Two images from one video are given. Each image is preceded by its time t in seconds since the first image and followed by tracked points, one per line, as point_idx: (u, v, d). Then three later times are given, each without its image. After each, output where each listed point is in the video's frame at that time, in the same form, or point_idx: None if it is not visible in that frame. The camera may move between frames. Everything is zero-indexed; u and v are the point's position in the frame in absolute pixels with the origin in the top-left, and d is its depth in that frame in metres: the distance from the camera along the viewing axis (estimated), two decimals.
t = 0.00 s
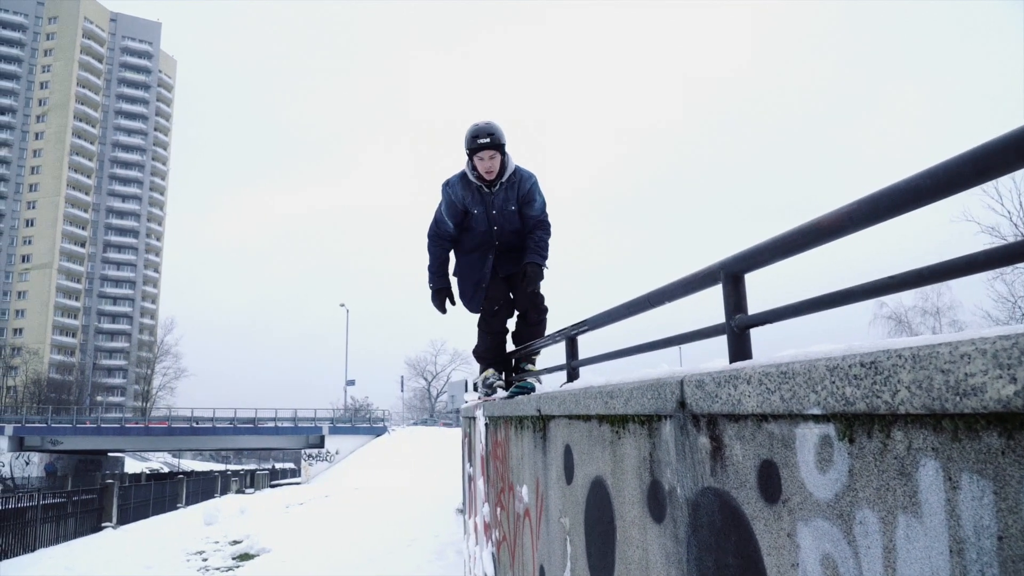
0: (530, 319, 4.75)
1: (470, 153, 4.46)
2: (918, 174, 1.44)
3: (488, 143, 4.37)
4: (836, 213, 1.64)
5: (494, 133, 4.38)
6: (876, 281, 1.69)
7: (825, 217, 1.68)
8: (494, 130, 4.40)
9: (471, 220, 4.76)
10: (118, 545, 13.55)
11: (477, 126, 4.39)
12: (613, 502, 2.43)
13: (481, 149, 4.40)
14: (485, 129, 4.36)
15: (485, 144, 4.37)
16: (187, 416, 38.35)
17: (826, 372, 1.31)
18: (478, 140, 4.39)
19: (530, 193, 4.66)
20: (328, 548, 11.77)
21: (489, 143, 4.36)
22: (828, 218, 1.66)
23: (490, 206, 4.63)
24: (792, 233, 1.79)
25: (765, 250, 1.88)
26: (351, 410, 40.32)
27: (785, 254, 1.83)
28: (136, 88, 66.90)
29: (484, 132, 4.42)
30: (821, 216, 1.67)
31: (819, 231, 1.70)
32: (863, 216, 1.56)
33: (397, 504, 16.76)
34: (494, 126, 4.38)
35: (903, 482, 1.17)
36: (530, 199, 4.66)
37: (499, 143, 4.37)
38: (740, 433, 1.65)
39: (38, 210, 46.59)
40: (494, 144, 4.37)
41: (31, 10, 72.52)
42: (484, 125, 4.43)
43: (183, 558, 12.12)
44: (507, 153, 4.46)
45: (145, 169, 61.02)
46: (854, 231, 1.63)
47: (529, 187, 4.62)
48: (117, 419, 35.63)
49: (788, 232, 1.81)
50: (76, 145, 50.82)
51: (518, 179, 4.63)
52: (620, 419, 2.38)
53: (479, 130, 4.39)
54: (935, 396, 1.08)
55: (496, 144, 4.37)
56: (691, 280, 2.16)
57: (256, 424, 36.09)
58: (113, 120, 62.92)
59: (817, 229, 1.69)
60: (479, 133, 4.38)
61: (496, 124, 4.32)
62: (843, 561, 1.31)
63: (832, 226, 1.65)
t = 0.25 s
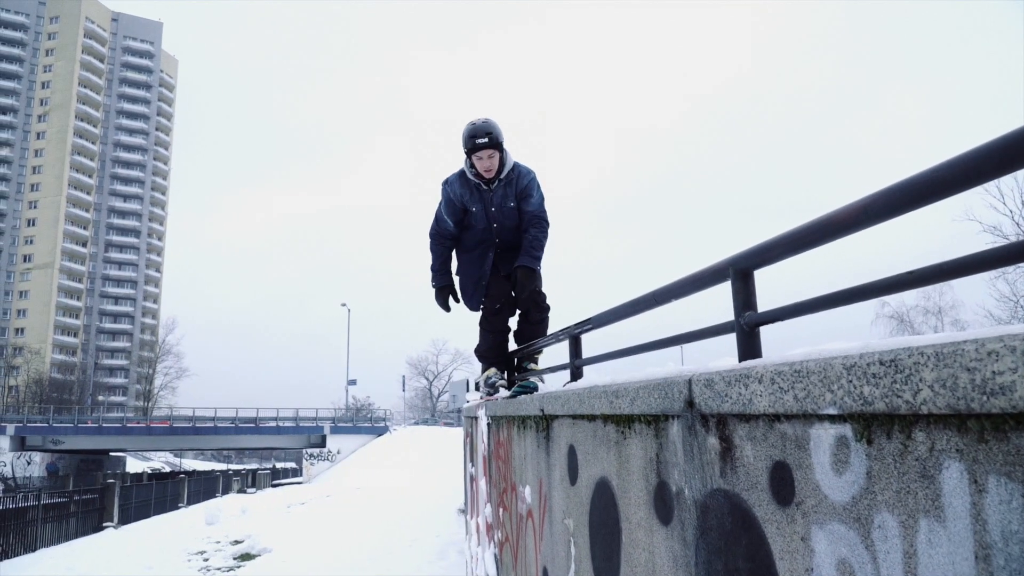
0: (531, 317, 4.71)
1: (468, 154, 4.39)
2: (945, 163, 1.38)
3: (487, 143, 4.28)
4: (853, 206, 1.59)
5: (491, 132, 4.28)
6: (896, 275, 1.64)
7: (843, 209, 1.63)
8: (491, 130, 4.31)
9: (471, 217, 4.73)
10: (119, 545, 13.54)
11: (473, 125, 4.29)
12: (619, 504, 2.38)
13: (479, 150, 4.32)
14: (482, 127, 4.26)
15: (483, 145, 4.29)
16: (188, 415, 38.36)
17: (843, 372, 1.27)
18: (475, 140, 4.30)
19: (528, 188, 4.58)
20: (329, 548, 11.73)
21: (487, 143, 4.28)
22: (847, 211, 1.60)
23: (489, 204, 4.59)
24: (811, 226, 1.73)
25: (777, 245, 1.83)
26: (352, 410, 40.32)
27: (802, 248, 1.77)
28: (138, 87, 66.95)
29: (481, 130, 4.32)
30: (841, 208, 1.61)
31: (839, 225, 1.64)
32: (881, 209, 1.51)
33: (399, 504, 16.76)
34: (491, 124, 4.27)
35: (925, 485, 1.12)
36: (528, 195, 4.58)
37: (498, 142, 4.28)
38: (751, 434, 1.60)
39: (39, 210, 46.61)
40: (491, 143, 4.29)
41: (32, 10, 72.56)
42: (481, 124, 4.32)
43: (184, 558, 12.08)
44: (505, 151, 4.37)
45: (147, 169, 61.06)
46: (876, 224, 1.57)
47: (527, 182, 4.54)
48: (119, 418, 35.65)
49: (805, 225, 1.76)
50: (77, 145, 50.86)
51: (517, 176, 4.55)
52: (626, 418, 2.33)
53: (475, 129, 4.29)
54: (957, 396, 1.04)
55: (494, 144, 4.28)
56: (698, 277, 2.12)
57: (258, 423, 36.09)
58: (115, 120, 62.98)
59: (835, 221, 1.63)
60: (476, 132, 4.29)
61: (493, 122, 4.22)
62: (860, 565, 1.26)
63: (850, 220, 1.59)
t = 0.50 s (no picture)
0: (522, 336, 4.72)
1: (472, 173, 4.33)
2: (960, 157, 1.34)
3: (490, 165, 4.23)
4: (865, 202, 1.56)
5: (496, 154, 4.22)
6: (907, 273, 1.61)
7: (855, 205, 1.59)
8: (496, 153, 4.25)
9: (471, 233, 4.71)
10: (120, 545, 13.54)
11: (477, 146, 4.22)
12: (623, 506, 2.34)
13: (484, 172, 4.27)
14: (486, 151, 4.20)
15: (487, 167, 4.24)
16: (189, 415, 38.34)
17: (858, 371, 1.23)
18: (480, 162, 4.25)
19: (528, 214, 4.51)
20: (330, 548, 11.72)
21: (490, 167, 4.23)
22: (859, 207, 1.56)
23: (488, 223, 4.57)
24: (821, 222, 1.70)
25: (787, 243, 1.80)
26: (353, 410, 40.32)
27: (813, 246, 1.73)
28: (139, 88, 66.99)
29: (486, 151, 4.26)
30: (854, 204, 1.58)
31: (849, 221, 1.61)
32: (895, 203, 1.48)
33: (400, 504, 16.71)
34: (495, 148, 4.21)
35: (942, 489, 1.09)
36: (526, 221, 4.51)
37: (502, 165, 4.23)
38: (759, 436, 1.57)
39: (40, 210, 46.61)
40: (495, 166, 4.23)
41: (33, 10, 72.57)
42: (487, 144, 4.26)
43: (185, 559, 12.08)
44: (508, 174, 4.31)
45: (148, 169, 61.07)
46: (889, 221, 1.53)
47: (528, 207, 4.48)
48: (120, 419, 35.68)
49: (815, 222, 1.72)
50: (77, 145, 50.85)
51: (517, 199, 4.49)
52: (631, 420, 2.30)
53: (480, 151, 4.23)
54: (980, 397, 1.00)
55: (497, 167, 4.23)
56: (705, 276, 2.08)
57: (259, 423, 36.10)
58: (116, 120, 62.96)
59: (848, 218, 1.59)
60: (481, 154, 4.22)
61: (497, 146, 4.15)
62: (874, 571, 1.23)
63: (862, 216, 1.56)
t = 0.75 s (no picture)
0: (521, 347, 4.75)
1: (471, 193, 4.17)
2: (974, 152, 1.31)
3: (490, 187, 4.04)
4: (879, 198, 1.52)
5: (495, 176, 4.03)
6: (920, 271, 1.58)
7: (865, 202, 1.56)
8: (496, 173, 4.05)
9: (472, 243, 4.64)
10: (121, 545, 13.51)
11: (476, 167, 4.03)
12: (627, 508, 2.31)
13: (482, 195, 4.11)
14: (486, 173, 4.00)
15: (485, 189, 4.05)
16: (190, 415, 38.34)
17: (871, 371, 1.20)
18: (478, 184, 4.06)
19: (527, 230, 4.38)
20: (331, 548, 11.70)
21: (488, 189, 4.04)
22: (870, 203, 1.53)
23: (486, 239, 4.49)
24: (830, 219, 1.66)
25: (795, 239, 1.76)
26: (354, 410, 40.32)
27: (821, 243, 1.70)
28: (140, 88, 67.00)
29: (484, 171, 4.06)
30: (865, 200, 1.54)
31: (861, 217, 1.57)
32: (909, 199, 1.44)
33: (401, 503, 16.70)
34: (494, 169, 4.01)
35: (964, 492, 1.05)
36: (525, 236, 4.40)
37: (502, 187, 4.05)
38: (770, 437, 1.53)
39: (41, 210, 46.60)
40: (493, 190, 4.05)
41: (33, 10, 72.57)
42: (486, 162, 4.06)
43: (186, 558, 12.06)
44: (508, 193, 4.15)
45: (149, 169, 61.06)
46: (902, 216, 1.49)
47: (527, 224, 4.34)
48: (121, 418, 35.69)
49: (826, 217, 1.68)
50: (79, 145, 50.88)
51: (516, 215, 4.35)
52: (636, 420, 2.26)
53: (478, 173, 4.04)
54: (1002, 396, 0.96)
55: (495, 191, 4.05)
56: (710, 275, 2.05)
57: (260, 423, 36.10)
58: (116, 120, 62.97)
59: (861, 213, 1.55)
60: (480, 176, 4.03)
61: (496, 170, 3.97)
62: None
63: (874, 212, 1.52)
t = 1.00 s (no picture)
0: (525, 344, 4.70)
1: (474, 189, 4.12)
2: (1002, 140, 1.25)
3: (493, 185, 4.00)
4: (892, 190, 1.48)
5: (499, 174, 3.99)
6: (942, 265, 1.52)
7: (882, 194, 1.51)
8: (499, 171, 4.00)
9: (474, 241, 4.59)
10: (122, 545, 13.48)
11: (479, 165, 3.98)
12: (635, 508, 2.26)
13: (485, 192, 4.06)
14: (489, 171, 3.96)
15: (489, 187, 4.01)
16: (191, 415, 38.35)
17: (892, 369, 1.15)
18: (481, 182, 4.01)
19: (531, 227, 4.35)
20: (331, 548, 11.66)
21: (492, 187, 4.00)
22: (886, 194, 1.49)
23: (490, 236, 4.44)
24: (843, 209, 1.62)
25: (807, 233, 1.72)
26: (355, 409, 40.34)
27: (834, 237, 1.66)
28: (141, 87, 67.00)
29: (487, 170, 4.02)
30: (881, 190, 1.49)
31: (876, 209, 1.52)
32: (925, 191, 1.40)
33: (402, 503, 16.69)
34: (497, 167, 3.96)
35: (990, 495, 1.01)
36: (529, 233, 4.35)
37: (505, 185, 4.01)
38: (783, 435, 1.48)
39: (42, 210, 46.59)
40: (497, 188, 4.01)
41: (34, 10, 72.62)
42: (491, 160, 4.02)
43: (186, 558, 12.03)
44: (512, 191, 4.10)
45: (150, 169, 61.04)
46: (921, 208, 1.44)
47: (531, 221, 4.30)
48: (122, 418, 35.69)
49: (837, 210, 1.64)
50: (79, 145, 50.91)
51: (520, 212, 4.30)
52: (642, 419, 2.22)
53: (482, 170, 3.99)
54: None
55: (499, 188, 4.01)
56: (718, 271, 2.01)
57: (261, 422, 36.10)
58: (117, 120, 63.01)
59: (878, 206, 1.50)
60: (483, 174, 3.98)
61: (499, 168, 3.92)
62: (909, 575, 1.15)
63: (889, 205, 1.48)
